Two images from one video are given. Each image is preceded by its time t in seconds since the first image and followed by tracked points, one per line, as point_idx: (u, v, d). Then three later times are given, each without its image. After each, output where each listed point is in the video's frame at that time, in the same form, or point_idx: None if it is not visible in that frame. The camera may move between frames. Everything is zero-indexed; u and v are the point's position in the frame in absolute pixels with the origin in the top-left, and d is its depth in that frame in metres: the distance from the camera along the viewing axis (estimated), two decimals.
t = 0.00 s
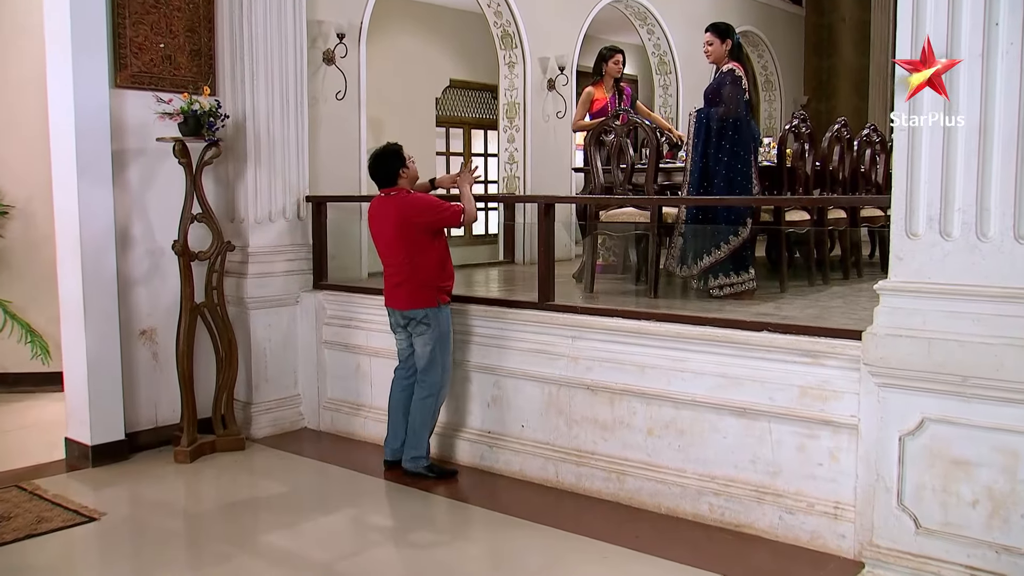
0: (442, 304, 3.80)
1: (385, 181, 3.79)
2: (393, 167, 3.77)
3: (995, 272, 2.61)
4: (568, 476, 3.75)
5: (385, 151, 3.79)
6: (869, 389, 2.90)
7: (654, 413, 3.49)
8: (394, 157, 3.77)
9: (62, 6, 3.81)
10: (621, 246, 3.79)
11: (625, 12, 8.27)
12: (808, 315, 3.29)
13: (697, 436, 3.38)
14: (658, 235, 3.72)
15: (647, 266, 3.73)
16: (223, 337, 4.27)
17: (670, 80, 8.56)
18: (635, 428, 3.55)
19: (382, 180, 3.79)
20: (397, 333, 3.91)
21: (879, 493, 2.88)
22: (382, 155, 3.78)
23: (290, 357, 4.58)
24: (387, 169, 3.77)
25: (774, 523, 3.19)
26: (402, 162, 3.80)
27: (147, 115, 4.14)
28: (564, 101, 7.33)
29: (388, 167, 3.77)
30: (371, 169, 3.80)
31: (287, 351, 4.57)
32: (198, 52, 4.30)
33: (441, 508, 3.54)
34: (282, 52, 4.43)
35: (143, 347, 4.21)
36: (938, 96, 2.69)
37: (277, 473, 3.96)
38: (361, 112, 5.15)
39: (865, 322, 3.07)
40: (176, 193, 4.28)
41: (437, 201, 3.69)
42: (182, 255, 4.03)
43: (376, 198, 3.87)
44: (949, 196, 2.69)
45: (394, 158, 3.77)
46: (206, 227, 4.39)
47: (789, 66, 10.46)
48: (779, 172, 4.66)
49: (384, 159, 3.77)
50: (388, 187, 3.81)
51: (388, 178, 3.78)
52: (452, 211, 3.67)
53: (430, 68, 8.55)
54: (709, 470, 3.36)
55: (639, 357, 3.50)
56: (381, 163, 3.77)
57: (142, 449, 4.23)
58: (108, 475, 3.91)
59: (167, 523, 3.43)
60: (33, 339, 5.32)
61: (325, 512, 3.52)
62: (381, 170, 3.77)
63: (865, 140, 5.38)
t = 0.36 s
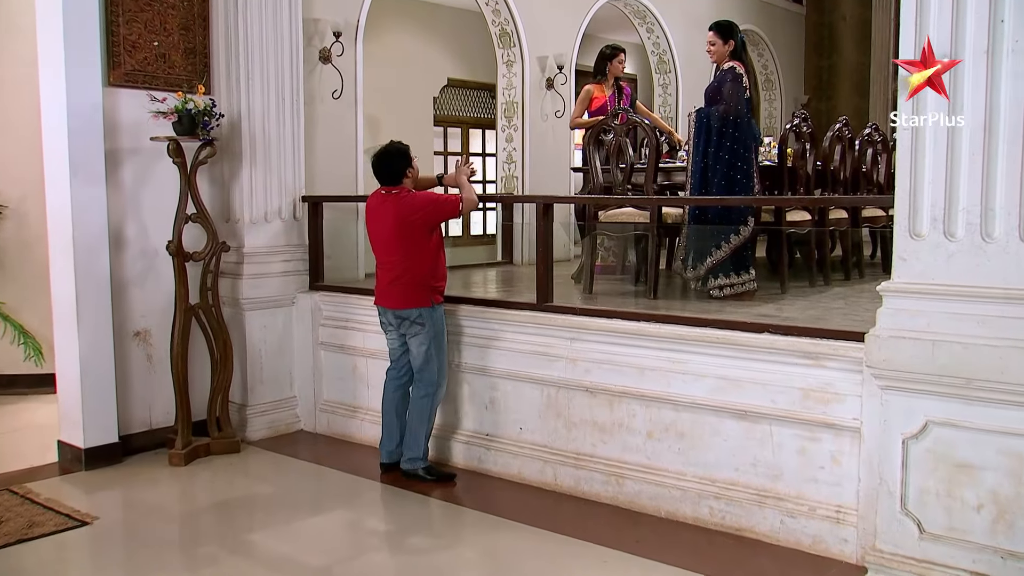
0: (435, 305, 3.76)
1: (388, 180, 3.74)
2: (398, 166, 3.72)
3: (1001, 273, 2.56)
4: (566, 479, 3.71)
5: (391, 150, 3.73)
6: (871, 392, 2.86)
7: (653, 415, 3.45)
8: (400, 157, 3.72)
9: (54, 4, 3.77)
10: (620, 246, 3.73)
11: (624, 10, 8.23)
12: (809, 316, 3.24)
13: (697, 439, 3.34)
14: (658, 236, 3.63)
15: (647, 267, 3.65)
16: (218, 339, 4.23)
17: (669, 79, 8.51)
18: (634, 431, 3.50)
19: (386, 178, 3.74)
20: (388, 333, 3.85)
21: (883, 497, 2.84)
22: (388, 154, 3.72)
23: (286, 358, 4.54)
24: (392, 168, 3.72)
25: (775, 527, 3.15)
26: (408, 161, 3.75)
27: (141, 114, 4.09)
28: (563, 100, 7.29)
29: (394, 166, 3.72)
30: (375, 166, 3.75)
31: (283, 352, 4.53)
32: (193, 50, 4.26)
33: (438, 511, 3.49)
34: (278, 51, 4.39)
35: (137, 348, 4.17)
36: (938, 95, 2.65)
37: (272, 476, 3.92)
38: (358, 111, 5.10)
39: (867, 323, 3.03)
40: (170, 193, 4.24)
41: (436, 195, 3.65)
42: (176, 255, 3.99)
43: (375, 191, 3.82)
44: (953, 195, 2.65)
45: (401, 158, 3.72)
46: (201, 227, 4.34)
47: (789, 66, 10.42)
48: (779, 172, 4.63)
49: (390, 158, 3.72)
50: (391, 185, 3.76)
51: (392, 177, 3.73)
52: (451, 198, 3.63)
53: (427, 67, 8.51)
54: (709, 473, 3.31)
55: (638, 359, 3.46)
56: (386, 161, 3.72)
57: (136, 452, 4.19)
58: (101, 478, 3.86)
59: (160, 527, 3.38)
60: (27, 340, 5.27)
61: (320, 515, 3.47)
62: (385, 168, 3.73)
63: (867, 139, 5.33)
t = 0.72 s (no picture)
0: (433, 306, 3.72)
1: (391, 179, 3.71)
2: (404, 166, 3.69)
3: (1003, 277, 2.53)
4: (562, 484, 3.66)
5: (396, 150, 3.69)
6: (871, 397, 2.83)
7: (651, 419, 3.41)
8: (405, 157, 3.69)
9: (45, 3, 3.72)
10: (617, 249, 3.65)
11: (620, 11, 8.20)
12: (808, 319, 3.21)
13: (695, 444, 3.30)
14: (655, 239, 3.56)
15: (644, 269, 3.58)
16: (211, 342, 4.19)
17: (667, 80, 8.48)
18: (632, 436, 3.46)
19: (389, 177, 3.71)
20: (383, 334, 3.81)
21: (883, 503, 2.80)
22: (393, 154, 3.69)
23: (280, 362, 4.49)
24: (396, 167, 3.69)
25: (774, 533, 3.11)
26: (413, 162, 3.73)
27: (133, 115, 4.05)
28: (560, 101, 7.26)
29: (399, 166, 3.70)
30: (379, 164, 3.72)
31: (277, 356, 4.48)
32: (185, 50, 4.21)
33: (433, 517, 3.45)
34: (272, 51, 4.35)
35: (129, 351, 4.12)
36: (938, 95, 2.62)
37: (265, 481, 3.87)
38: (352, 112, 5.05)
39: (868, 327, 2.99)
40: (163, 195, 4.19)
41: (436, 193, 3.60)
42: (169, 258, 3.95)
43: (378, 189, 3.78)
44: (954, 197, 2.61)
45: (406, 158, 3.69)
46: (193, 229, 4.30)
47: (787, 67, 10.39)
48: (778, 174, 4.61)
49: (395, 158, 3.68)
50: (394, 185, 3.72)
51: (396, 177, 3.71)
52: (452, 193, 3.56)
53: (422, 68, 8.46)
54: (707, 478, 3.28)
55: (635, 363, 3.42)
56: (390, 161, 3.69)
57: (128, 456, 4.14)
58: (92, 484, 3.81)
59: (151, 532, 3.34)
60: (17, 343, 5.23)
61: (314, 521, 3.43)
62: (389, 167, 3.70)
63: (866, 140, 5.30)
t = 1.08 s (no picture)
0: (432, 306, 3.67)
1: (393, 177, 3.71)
2: (405, 165, 3.69)
3: (1002, 282, 2.50)
4: (557, 490, 3.63)
5: (400, 149, 3.69)
6: (869, 402, 2.80)
7: (647, 425, 3.38)
8: (407, 156, 3.68)
9: (34, 4, 3.69)
10: (613, 254, 3.65)
11: (616, 14, 8.19)
12: (805, 324, 3.18)
13: (691, 450, 3.27)
14: (652, 242, 3.57)
15: (639, 273, 3.57)
16: (202, 347, 4.15)
17: (662, 83, 8.46)
18: (627, 441, 3.43)
19: (392, 176, 3.71)
20: (378, 334, 3.78)
21: (881, 510, 2.78)
22: (396, 153, 3.69)
23: (272, 367, 4.45)
24: (398, 166, 3.69)
25: (771, 539, 3.08)
26: (416, 162, 3.72)
27: (124, 118, 4.01)
28: (555, 104, 7.24)
29: (401, 164, 3.70)
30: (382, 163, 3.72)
31: (270, 360, 4.44)
32: (177, 53, 4.18)
33: (427, 524, 3.41)
34: (265, 54, 4.32)
35: (120, 356, 4.08)
36: (938, 96, 2.60)
37: (257, 487, 3.83)
38: (346, 115, 5.02)
39: (865, 331, 2.96)
40: (154, 199, 4.15)
41: (437, 189, 3.61)
42: (160, 262, 3.91)
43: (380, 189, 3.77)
44: (952, 201, 2.59)
45: (409, 158, 3.69)
46: (185, 233, 4.26)
47: (782, 70, 10.39)
48: (774, 178, 4.58)
49: (397, 157, 3.69)
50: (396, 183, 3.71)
51: (398, 175, 3.71)
52: (454, 192, 3.59)
53: (416, 70, 8.44)
54: (703, 484, 3.25)
55: (631, 368, 3.39)
56: (392, 160, 3.69)
57: (118, 462, 4.09)
58: (82, 490, 3.77)
59: (141, 540, 3.29)
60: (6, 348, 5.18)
61: (306, 528, 3.39)
62: (391, 166, 3.70)
63: (862, 143, 5.29)
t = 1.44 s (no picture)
0: (430, 305, 3.63)
1: (386, 175, 3.68)
2: (399, 162, 3.66)
3: (1004, 286, 2.48)
4: (555, 496, 3.60)
5: (391, 146, 3.66)
6: (869, 408, 2.77)
7: (645, 430, 3.35)
8: (400, 153, 3.65)
9: (27, 5, 3.65)
10: (610, 256, 3.62)
11: (613, 16, 8.17)
12: (805, 328, 3.15)
13: (690, 455, 3.24)
14: (649, 246, 3.53)
15: (638, 277, 3.55)
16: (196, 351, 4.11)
17: (660, 86, 8.44)
18: (625, 447, 3.41)
19: (385, 174, 3.68)
20: (374, 332, 3.76)
21: (881, 516, 2.75)
22: (389, 150, 3.66)
23: (267, 371, 4.42)
24: (391, 163, 3.66)
25: (770, 546, 3.05)
26: (408, 158, 3.69)
27: (118, 120, 3.98)
28: (552, 107, 7.21)
29: (394, 161, 3.66)
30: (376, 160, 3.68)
31: (265, 364, 4.41)
32: (172, 54, 4.14)
33: (423, 530, 3.38)
34: (260, 56, 4.29)
35: (113, 361, 4.04)
36: (938, 96, 2.57)
37: (252, 492, 3.80)
38: (342, 118, 5.00)
39: (866, 336, 2.94)
40: (148, 202, 4.12)
41: (432, 186, 3.59)
42: (154, 265, 3.88)
43: (375, 186, 3.75)
44: (954, 205, 2.57)
45: (401, 154, 3.66)
46: (180, 236, 4.23)
47: (780, 72, 10.37)
48: (773, 181, 4.55)
49: (390, 154, 3.66)
50: (390, 181, 3.68)
51: (391, 173, 3.68)
52: (452, 192, 3.56)
53: (414, 73, 8.42)
54: (702, 490, 3.22)
55: (629, 373, 3.36)
56: (385, 157, 3.66)
57: (112, 468, 4.06)
58: (75, 496, 3.73)
59: (135, 546, 3.26)
60: None
61: (301, 534, 3.35)
62: (383, 164, 3.67)
63: (861, 146, 5.27)
